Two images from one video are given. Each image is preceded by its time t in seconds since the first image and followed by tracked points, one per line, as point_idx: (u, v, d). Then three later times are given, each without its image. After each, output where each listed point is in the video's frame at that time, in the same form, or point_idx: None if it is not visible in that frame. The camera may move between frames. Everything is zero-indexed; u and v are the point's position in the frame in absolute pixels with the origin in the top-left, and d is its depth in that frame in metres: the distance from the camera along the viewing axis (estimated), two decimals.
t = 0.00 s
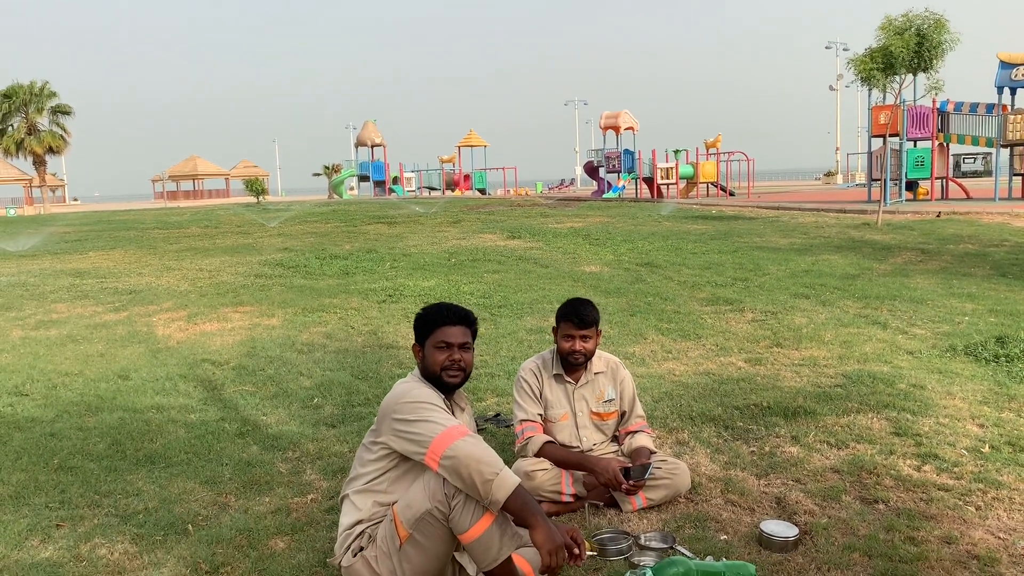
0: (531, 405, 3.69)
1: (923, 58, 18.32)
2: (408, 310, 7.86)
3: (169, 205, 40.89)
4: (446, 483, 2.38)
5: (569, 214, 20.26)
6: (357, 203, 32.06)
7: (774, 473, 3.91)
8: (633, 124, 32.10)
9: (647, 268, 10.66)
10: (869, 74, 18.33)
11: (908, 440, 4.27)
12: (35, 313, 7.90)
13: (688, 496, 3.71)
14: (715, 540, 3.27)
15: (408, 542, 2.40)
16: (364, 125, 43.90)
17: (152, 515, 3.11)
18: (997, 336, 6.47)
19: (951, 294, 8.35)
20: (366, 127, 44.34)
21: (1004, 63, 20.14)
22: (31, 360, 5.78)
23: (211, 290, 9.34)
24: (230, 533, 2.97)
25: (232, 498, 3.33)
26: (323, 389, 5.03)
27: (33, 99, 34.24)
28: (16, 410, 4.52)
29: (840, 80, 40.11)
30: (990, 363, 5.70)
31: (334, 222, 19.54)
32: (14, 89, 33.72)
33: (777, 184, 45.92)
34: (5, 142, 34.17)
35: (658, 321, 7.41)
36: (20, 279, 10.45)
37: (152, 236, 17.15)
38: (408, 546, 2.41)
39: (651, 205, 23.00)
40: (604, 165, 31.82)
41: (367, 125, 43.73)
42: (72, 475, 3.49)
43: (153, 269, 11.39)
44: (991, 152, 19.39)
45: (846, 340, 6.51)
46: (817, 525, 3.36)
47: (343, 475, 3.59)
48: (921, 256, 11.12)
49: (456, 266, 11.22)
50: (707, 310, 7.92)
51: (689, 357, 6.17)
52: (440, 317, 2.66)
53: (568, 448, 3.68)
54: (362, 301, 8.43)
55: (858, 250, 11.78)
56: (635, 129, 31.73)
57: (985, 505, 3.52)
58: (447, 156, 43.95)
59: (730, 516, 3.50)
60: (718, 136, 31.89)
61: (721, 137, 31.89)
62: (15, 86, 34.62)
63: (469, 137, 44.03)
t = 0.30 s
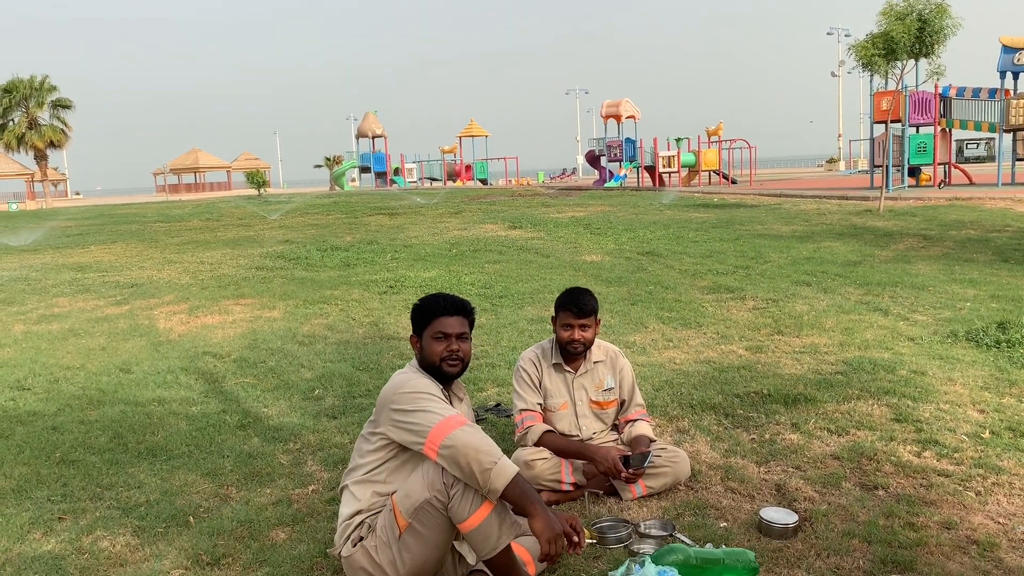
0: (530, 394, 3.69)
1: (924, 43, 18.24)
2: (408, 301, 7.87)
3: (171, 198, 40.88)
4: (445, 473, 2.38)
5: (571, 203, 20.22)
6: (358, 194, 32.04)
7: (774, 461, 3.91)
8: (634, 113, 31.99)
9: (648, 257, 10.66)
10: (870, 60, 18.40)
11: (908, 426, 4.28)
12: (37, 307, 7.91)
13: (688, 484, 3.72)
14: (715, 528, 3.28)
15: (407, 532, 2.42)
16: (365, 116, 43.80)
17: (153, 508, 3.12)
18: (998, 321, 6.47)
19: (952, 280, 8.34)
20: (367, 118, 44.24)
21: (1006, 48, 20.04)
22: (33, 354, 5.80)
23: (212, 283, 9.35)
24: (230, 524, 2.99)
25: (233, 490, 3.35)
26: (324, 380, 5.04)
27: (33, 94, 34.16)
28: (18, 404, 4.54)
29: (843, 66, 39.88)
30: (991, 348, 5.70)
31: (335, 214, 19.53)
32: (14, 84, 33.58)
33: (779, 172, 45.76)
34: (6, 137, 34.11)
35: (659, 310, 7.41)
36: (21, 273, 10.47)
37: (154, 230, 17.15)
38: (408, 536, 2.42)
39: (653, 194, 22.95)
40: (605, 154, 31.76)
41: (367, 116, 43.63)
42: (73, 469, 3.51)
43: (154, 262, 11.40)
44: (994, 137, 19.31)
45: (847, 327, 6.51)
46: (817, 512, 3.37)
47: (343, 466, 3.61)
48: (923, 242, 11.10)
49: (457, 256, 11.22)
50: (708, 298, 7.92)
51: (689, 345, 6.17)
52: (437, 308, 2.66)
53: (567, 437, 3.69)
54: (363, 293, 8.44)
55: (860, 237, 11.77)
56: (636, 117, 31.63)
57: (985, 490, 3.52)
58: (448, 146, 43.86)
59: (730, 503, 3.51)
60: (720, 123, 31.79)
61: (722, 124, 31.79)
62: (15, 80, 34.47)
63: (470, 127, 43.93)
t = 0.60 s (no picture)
0: (537, 387, 3.70)
1: (935, 32, 18.05)
2: (417, 294, 7.88)
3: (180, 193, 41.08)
4: (451, 465, 2.40)
5: (579, 195, 20.20)
6: (367, 188, 32.10)
7: (781, 452, 3.92)
8: (643, 104, 31.85)
9: (657, 249, 10.63)
10: (880, 50, 17.95)
11: (916, 417, 4.27)
12: (48, 302, 7.98)
13: (695, 476, 3.73)
14: (722, 519, 3.29)
15: (414, 523, 2.43)
16: (373, 110, 43.81)
17: (163, 501, 3.16)
18: (1009, 311, 6.43)
19: (963, 270, 8.28)
20: (375, 112, 44.26)
21: (1018, 36, 19.79)
22: (44, 349, 5.86)
23: (222, 277, 9.40)
24: (240, 517, 3.02)
25: (243, 483, 3.38)
26: (333, 374, 5.07)
27: (44, 90, 34.36)
28: (29, 398, 4.59)
29: (852, 56, 39.61)
30: (1001, 339, 5.67)
31: (344, 208, 19.58)
32: (25, 80, 33.93)
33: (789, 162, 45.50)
34: (17, 133, 34.36)
35: (668, 302, 7.40)
36: (33, 269, 10.56)
37: (164, 225, 17.25)
38: (415, 527, 2.44)
39: (661, 186, 22.89)
40: (614, 146, 31.67)
41: (375, 110, 43.64)
42: (84, 462, 3.54)
43: (164, 257, 11.48)
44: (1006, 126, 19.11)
45: (855, 318, 6.48)
46: (824, 503, 3.37)
47: (352, 459, 3.63)
48: (933, 232, 11.03)
49: (465, 250, 11.23)
50: (716, 290, 7.91)
51: (697, 337, 6.17)
52: (443, 301, 2.67)
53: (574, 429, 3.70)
54: (371, 286, 8.47)
55: (870, 228, 11.70)
56: (645, 109, 31.51)
57: (993, 481, 3.51)
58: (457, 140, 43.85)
59: (737, 494, 3.51)
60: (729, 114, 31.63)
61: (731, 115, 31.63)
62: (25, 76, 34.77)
63: (478, 120, 43.88)
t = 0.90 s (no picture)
0: (550, 383, 3.67)
1: (954, 23, 17.77)
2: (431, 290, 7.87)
3: (196, 191, 41.35)
4: (462, 462, 2.37)
5: (594, 190, 20.11)
6: (382, 184, 32.16)
7: (798, 449, 3.86)
8: (659, 98, 31.67)
9: (673, 244, 10.56)
10: (899, 41, 17.77)
11: (936, 413, 4.20)
12: (64, 299, 8.04)
13: (711, 473, 3.68)
14: (738, 517, 3.25)
15: (425, 522, 2.42)
16: (388, 106, 43.86)
17: (176, 499, 3.16)
18: None
19: (983, 264, 8.15)
20: (390, 108, 44.31)
21: None
22: (60, 347, 5.89)
23: (237, 274, 9.44)
24: (251, 515, 3.02)
25: (255, 480, 3.38)
26: (346, 370, 5.07)
27: (63, 88, 34.70)
28: (44, 395, 4.62)
29: (869, 48, 39.19)
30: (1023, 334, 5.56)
31: (359, 205, 19.62)
32: (42, 79, 34.28)
33: (806, 156, 45.10)
34: (36, 132, 34.70)
35: (683, 297, 7.33)
36: (51, 266, 10.64)
37: (180, 222, 17.36)
38: (426, 525, 2.42)
39: (677, 180, 22.73)
40: (629, 140, 31.49)
41: (391, 106, 43.70)
42: (97, 460, 3.56)
43: (180, 254, 11.54)
44: None
45: (874, 313, 6.39)
46: (841, 501, 3.32)
47: (364, 456, 3.62)
48: (953, 226, 10.88)
49: (479, 245, 11.21)
50: (733, 285, 7.84)
51: (713, 332, 6.11)
52: (453, 298, 2.65)
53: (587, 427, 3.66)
54: (385, 282, 8.46)
55: (888, 221, 11.56)
56: (661, 103, 31.34)
57: (1015, 479, 3.44)
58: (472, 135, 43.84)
59: (753, 492, 3.47)
60: (745, 107, 31.39)
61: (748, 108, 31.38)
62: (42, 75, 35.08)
63: (493, 115, 43.84)
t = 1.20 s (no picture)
0: (565, 392, 3.60)
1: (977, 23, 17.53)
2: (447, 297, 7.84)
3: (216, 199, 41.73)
4: (474, 474, 2.32)
5: (612, 195, 20.02)
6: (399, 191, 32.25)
7: (821, 458, 3.76)
8: (676, 103, 31.54)
9: (692, 249, 10.45)
10: (919, 43, 17.54)
11: (963, 421, 4.08)
12: (82, 308, 8.09)
13: (731, 483, 3.59)
14: (759, 529, 3.16)
15: (436, 534, 2.36)
16: (406, 113, 44.06)
17: (187, 509, 3.13)
18: None
19: (1009, 268, 7.99)
20: (408, 115, 44.51)
21: None
22: (76, 355, 5.91)
23: (254, 281, 9.46)
24: (262, 526, 2.98)
25: (267, 490, 3.34)
26: (361, 378, 5.03)
27: (85, 99, 35.23)
28: (59, 404, 4.62)
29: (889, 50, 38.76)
30: None
31: (376, 211, 19.67)
32: (64, 89, 34.73)
33: (826, 159, 44.69)
34: (59, 142, 35.17)
35: (703, 303, 7.24)
36: (70, 275, 10.73)
37: (199, 230, 17.48)
38: (437, 538, 2.36)
39: (695, 185, 22.58)
40: (647, 145, 31.36)
41: (409, 114, 43.88)
42: (109, 470, 3.54)
43: (198, 262, 11.61)
44: None
45: (897, 318, 6.27)
46: (866, 512, 3.22)
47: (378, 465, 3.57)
48: (977, 229, 10.69)
49: (496, 251, 11.17)
50: (753, 290, 7.73)
51: (733, 338, 6.01)
52: (466, 305, 2.60)
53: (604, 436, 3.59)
54: (401, 289, 8.44)
55: (911, 225, 11.38)
56: (679, 108, 31.21)
57: None
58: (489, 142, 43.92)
59: (775, 503, 3.38)
60: (764, 111, 31.19)
61: (767, 112, 31.18)
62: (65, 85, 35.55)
63: (510, 121, 43.90)
